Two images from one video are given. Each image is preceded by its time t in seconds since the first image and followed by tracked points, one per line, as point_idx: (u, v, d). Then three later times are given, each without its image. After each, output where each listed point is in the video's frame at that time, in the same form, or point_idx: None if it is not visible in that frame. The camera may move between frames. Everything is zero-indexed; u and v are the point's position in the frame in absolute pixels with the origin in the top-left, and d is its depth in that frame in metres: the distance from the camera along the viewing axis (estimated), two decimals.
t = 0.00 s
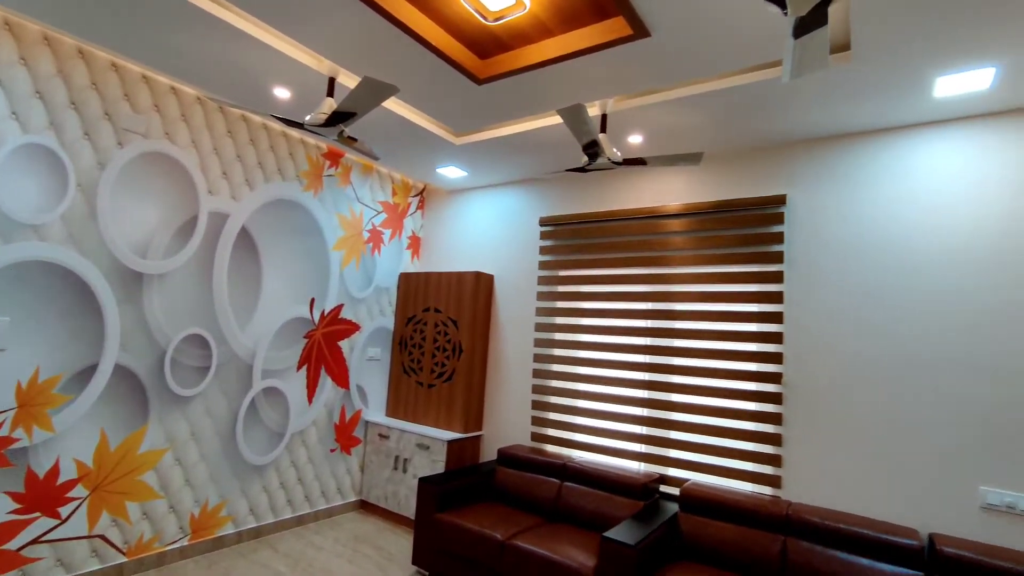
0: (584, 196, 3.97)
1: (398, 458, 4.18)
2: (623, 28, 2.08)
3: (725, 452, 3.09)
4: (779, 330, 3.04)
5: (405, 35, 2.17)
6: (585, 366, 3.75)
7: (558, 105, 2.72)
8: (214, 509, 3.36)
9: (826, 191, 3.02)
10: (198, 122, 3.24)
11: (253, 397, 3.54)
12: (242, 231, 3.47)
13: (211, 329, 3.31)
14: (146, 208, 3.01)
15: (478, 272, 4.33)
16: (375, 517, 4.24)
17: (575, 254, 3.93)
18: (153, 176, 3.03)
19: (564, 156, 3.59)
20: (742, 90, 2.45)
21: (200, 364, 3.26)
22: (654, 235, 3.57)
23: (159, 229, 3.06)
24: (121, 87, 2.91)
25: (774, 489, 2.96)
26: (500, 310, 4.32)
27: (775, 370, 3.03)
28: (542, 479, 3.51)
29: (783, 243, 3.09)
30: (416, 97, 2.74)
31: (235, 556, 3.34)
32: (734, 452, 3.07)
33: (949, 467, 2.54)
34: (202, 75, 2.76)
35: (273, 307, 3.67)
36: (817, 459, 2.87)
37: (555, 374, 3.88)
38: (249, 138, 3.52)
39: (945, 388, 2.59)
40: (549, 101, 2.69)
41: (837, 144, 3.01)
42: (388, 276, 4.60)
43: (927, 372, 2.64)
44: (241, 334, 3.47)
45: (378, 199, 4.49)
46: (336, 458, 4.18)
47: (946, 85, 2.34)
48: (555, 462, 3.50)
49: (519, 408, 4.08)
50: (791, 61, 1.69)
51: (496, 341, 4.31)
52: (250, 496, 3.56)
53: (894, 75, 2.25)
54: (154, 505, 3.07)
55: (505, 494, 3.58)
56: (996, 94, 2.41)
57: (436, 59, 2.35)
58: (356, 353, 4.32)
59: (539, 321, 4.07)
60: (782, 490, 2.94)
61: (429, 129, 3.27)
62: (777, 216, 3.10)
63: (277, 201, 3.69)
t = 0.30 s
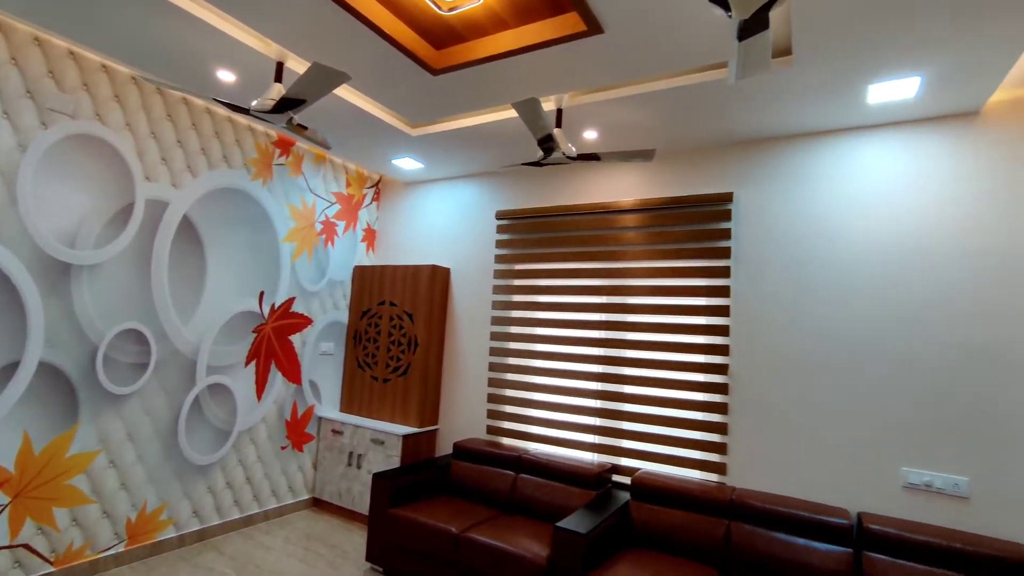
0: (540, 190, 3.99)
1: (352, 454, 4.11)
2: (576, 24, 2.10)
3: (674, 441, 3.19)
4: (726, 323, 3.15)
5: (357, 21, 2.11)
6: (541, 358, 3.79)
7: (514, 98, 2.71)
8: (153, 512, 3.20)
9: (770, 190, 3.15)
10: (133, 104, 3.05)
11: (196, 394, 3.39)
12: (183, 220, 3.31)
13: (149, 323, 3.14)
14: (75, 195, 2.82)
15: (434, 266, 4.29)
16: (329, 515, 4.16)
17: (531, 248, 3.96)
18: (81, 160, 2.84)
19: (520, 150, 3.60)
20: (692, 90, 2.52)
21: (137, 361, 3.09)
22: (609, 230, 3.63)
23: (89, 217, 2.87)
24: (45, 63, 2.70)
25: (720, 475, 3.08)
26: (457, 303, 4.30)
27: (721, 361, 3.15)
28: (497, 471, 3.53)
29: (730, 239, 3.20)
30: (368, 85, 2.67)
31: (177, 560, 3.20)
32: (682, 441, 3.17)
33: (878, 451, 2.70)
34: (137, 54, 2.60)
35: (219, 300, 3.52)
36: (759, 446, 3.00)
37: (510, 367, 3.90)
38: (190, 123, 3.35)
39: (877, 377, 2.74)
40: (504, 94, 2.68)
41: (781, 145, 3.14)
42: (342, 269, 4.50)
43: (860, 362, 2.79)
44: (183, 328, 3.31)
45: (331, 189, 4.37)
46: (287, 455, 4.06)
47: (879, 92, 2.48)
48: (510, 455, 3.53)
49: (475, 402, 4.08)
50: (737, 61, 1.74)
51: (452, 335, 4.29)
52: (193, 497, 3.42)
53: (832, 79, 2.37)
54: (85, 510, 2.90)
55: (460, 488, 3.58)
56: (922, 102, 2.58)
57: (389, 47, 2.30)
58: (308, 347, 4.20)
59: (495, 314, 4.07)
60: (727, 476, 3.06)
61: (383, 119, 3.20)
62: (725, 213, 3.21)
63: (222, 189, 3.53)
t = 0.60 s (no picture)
0: (500, 183, 3.99)
1: (308, 450, 4.02)
2: (532, 16, 2.10)
3: (630, 431, 3.27)
4: (679, 315, 3.24)
5: (308, 5, 2.04)
6: (500, 351, 3.80)
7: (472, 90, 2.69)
8: (90, 517, 3.05)
9: (722, 186, 3.25)
10: (63, 83, 2.86)
11: (139, 391, 3.23)
12: (122, 209, 3.13)
13: (85, 318, 2.97)
14: None
15: (393, 258, 4.22)
16: (284, 513, 4.06)
17: (491, 241, 3.95)
18: (4, 144, 2.64)
19: (479, 143, 3.58)
20: (647, 86, 2.57)
21: (71, 358, 2.92)
22: (567, 224, 3.67)
23: (13, 205, 2.68)
24: None
25: (673, 463, 3.17)
26: (416, 296, 4.26)
27: (675, 352, 3.24)
28: (456, 464, 3.53)
29: (684, 234, 3.29)
30: (322, 72, 2.60)
31: (118, 566, 3.06)
32: (637, 430, 3.25)
33: (819, 436, 2.84)
34: (68, 31, 2.44)
35: (163, 294, 3.36)
36: (709, 434, 3.11)
37: (470, 360, 3.90)
38: (129, 106, 3.17)
39: (817, 366, 2.88)
40: (462, 86, 2.66)
41: (732, 143, 3.24)
42: (297, 262, 4.38)
43: (803, 351, 2.92)
44: (123, 323, 3.15)
45: (285, 179, 4.24)
46: (239, 454, 3.94)
47: (821, 94, 2.60)
48: (469, 447, 3.53)
49: (434, 396, 4.06)
50: (688, 59, 1.78)
51: (411, 328, 4.24)
52: (135, 500, 3.26)
53: (777, 80, 2.46)
54: (13, 517, 2.73)
55: (419, 482, 3.56)
56: (861, 105, 2.71)
57: (342, 33, 2.24)
58: (261, 342, 4.07)
59: (454, 307, 4.06)
60: (680, 464, 3.16)
61: (338, 107, 3.12)
62: (679, 208, 3.29)
63: (165, 177, 3.37)
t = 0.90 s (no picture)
0: (463, 176, 3.97)
1: (268, 447, 3.93)
2: (494, 7, 2.09)
3: (592, 421, 3.32)
4: (640, 307, 3.31)
5: None
6: (464, 344, 3.80)
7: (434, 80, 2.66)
8: (30, 523, 2.89)
9: (681, 181, 3.31)
10: None
11: (82, 390, 3.08)
12: (60, 198, 2.96)
13: (21, 313, 2.80)
14: None
15: (355, 251, 4.14)
16: (242, 513, 3.96)
17: (455, 234, 3.93)
18: None
19: (442, 134, 3.55)
20: (608, 81, 2.59)
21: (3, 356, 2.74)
22: (530, 217, 3.68)
23: None
24: None
25: (633, 451, 3.25)
26: (379, 290, 4.20)
27: (635, 344, 3.31)
28: (420, 458, 3.52)
29: (644, 227, 3.35)
30: (277, 58, 2.52)
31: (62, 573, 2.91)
32: (599, 420, 3.31)
33: (771, 423, 2.95)
34: None
35: (108, 287, 3.21)
36: (669, 423, 3.19)
37: (433, 354, 3.88)
38: (68, 88, 3.00)
39: (769, 356, 2.99)
40: (423, 76, 2.62)
41: (690, 139, 3.31)
42: (254, 254, 4.25)
43: (756, 342, 3.03)
44: (64, 319, 2.99)
45: (240, 169, 4.10)
46: (194, 453, 3.82)
47: (774, 91, 2.67)
48: (433, 441, 3.52)
49: (398, 389, 4.03)
50: (646, 56, 1.82)
51: (374, 322, 4.18)
52: (80, 504, 3.11)
53: (734, 77, 2.52)
54: None
55: (382, 477, 3.54)
56: (811, 104, 2.81)
57: (298, 18, 2.17)
58: (216, 337, 3.94)
59: (418, 301, 4.02)
60: (640, 452, 3.24)
61: (296, 95, 3.04)
62: (641, 202, 3.34)
63: (109, 165, 3.20)
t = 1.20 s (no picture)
0: (430, 167, 3.93)
1: (230, 444, 3.84)
2: None
3: (559, 411, 3.36)
4: (605, 298, 3.35)
5: None
6: (431, 336, 3.78)
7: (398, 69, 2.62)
8: None
9: (645, 173, 3.36)
10: None
11: (27, 389, 2.93)
12: None
13: None
14: None
15: (319, 243, 4.06)
16: (203, 512, 3.87)
17: (421, 225, 3.89)
18: None
19: (407, 124, 3.50)
20: (573, 73, 2.60)
21: None
22: (497, 208, 3.67)
23: None
24: None
25: (599, 440, 3.30)
26: (344, 283, 4.13)
27: (601, 334, 3.35)
28: (387, 451, 3.49)
29: (610, 219, 3.39)
30: (233, 42, 2.43)
31: None
32: (566, 410, 3.36)
33: (731, 410, 3.05)
34: None
35: (54, 280, 3.06)
36: (634, 412, 3.25)
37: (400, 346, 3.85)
38: (5, 69, 2.82)
39: (730, 345, 3.08)
40: (387, 64, 2.58)
41: (654, 132, 3.36)
42: (213, 246, 4.12)
43: (717, 331, 3.11)
44: (7, 314, 2.83)
45: (197, 157, 3.95)
46: (151, 451, 3.70)
47: (735, 86, 2.73)
48: (400, 434, 3.50)
49: (364, 383, 3.98)
50: (608, 49, 1.84)
51: (340, 315, 4.12)
52: (27, 507, 2.97)
53: (696, 72, 2.56)
54: None
55: (349, 472, 3.51)
56: (769, 100, 2.89)
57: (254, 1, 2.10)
58: (174, 332, 3.81)
59: (384, 293, 3.97)
60: (605, 441, 3.30)
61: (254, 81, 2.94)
62: (606, 194, 3.38)
63: (52, 151, 3.04)
